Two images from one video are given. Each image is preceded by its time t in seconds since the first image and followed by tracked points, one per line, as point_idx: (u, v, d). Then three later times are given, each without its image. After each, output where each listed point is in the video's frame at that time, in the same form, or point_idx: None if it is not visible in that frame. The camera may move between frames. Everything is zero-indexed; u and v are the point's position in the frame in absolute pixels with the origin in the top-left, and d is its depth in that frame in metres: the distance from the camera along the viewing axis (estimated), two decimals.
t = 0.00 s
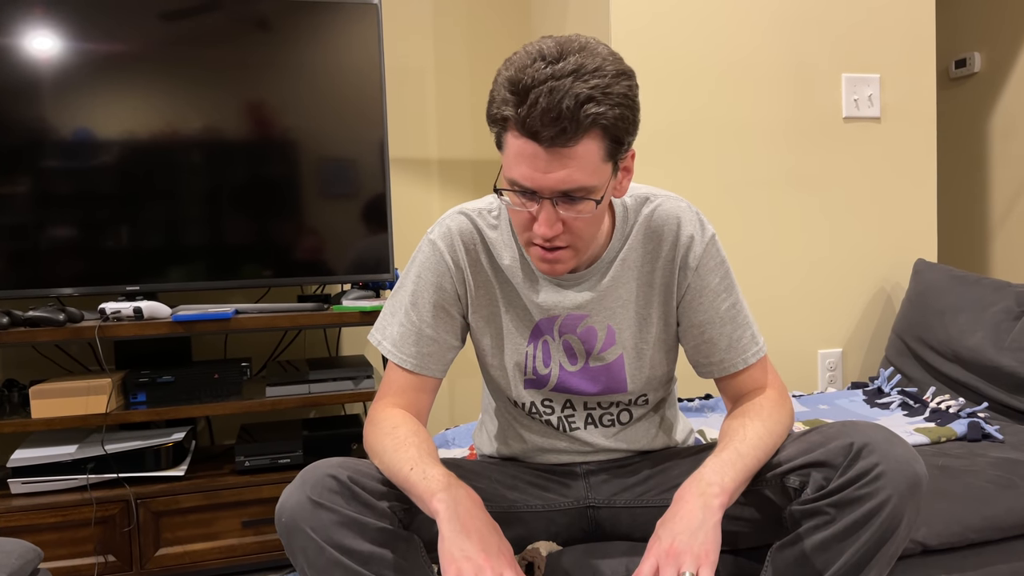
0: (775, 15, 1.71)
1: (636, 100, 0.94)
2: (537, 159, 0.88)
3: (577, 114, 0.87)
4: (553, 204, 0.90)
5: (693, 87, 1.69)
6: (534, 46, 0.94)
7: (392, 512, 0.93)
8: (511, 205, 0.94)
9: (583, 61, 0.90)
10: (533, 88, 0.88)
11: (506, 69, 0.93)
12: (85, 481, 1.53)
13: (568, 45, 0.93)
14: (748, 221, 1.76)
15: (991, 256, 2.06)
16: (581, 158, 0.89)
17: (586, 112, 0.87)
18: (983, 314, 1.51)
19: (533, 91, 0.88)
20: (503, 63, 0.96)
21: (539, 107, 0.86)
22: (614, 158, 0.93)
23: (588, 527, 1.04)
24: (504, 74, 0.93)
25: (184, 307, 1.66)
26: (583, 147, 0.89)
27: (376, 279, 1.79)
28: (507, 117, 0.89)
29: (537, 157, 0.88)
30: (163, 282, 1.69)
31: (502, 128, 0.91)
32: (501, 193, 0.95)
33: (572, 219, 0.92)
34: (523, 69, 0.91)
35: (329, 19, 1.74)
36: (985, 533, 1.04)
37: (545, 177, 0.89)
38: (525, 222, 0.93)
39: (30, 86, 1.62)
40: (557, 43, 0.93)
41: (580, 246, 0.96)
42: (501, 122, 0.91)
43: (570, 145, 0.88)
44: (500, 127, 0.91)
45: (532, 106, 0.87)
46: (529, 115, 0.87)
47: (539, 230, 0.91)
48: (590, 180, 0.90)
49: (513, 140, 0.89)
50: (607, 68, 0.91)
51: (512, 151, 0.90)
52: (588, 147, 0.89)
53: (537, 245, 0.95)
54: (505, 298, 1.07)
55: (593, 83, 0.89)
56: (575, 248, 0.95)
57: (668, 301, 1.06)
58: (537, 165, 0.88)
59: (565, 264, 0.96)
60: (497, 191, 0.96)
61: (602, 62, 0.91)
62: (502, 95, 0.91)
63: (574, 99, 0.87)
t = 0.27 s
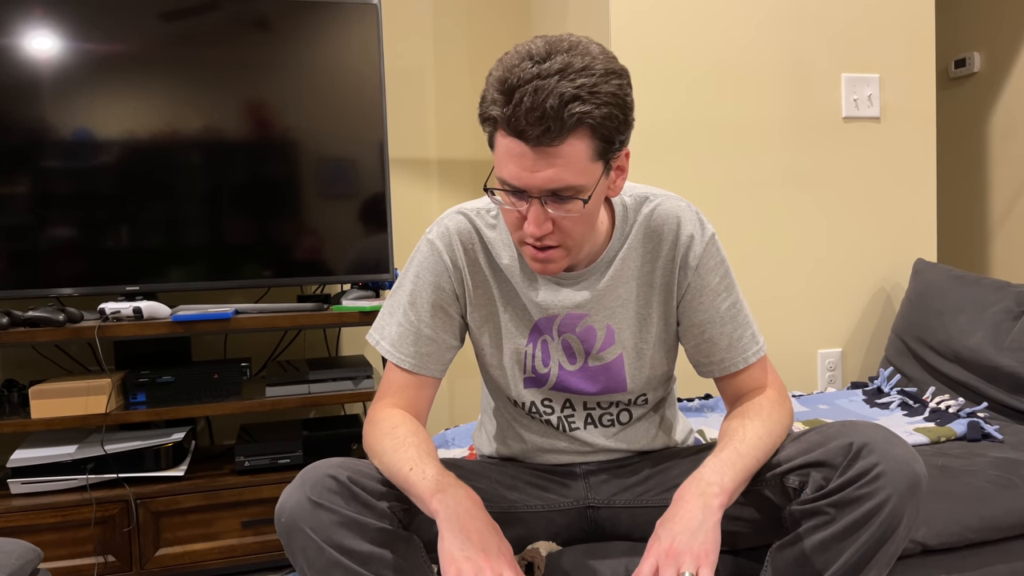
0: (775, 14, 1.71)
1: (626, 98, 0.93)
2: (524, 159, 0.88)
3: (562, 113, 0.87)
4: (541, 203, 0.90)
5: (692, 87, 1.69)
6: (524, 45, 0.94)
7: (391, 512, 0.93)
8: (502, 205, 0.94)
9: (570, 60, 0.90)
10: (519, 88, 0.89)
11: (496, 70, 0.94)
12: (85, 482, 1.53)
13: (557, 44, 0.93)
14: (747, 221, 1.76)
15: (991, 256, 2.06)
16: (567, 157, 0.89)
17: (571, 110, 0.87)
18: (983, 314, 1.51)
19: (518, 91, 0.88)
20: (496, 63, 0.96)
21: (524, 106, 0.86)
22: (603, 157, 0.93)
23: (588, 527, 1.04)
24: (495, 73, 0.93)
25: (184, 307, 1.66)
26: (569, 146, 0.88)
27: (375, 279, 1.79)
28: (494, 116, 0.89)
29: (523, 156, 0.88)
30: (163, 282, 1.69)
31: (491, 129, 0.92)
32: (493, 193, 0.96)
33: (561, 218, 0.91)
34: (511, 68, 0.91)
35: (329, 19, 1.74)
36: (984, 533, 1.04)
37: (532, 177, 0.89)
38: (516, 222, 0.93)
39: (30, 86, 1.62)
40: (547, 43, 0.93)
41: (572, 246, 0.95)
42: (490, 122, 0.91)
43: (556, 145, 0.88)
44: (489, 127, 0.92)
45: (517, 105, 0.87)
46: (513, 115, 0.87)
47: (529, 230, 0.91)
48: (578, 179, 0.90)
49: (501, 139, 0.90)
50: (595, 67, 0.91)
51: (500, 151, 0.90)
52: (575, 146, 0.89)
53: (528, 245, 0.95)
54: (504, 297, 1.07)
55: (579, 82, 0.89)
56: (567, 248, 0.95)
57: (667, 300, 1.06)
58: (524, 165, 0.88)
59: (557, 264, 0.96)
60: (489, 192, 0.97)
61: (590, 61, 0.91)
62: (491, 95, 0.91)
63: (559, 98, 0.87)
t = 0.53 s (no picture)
0: (774, 15, 1.71)
1: (620, 96, 0.93)
2: (520, 160, 0.88)
3: (557, 114, 0.87)
4: (539, 204, 0.90)
5: (692, 88, 1.69)
6: (517, 46, 0.94)
7: (391, 513, 0.93)
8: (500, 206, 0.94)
9: (564, 61, 0.90)
10: (514, 89, 0.89)
11: (489, 72, 0.94)
12: (84, 482, 1.53)
13: (551, 44, 0.93)
14: (747, 221, 1.76)
15: (990, 255, 2.06)
16: (564, 158, 0.89)
17: (567, 111, 0.87)
18: (983, 314, 1.51)
19: (513, 93, 0.88)
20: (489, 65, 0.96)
21: (519, 108, 0.87)
22: (599, 156, 0.93)
23: (588, 527, 1.04)
24: (488, 76, 0.93)
25: (183, 307, 1.66)
26: (565, 147, 0.88)
27: (375, 280, 1.79)
28: (490, 119, 0.89)
29: (520, 158, 0.88)
30: (162, 283, 1.69)
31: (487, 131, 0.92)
32: (490, 195, 0.96)
33: (559, 219, 0.91)
34: (505, 70, 0.91)
35: (328, 20, 1.74)
36: (984, 533, 1.04)
37: (529, 178, 0.89)
38: (514, 223, 0.93)
39: (29, 87, 1.62)
40: (540, 44, 0.93)
41: (571, 245, 0.95)
42: (486, 125, 0.91)
43: (552, 146, 0.88)
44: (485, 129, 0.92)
45: (512, 107, 0.87)
46: (509, 117, 0.87)
47: (527, 231, 0.91)
48: (575, 179, 0.90)
49: (497, 142, 0.90)
50: (589, 66, 0.91)
51: (497, 153, 0.90)
52: (571, 147, 0.89)
53: (527, 246, 0.94)
54: (503, 297, 1.07)
55: (574, 82, 0.89)
56: (566, 248, 0.95)
57: (667, 300, 1.06)
58: (521, 166, 0.88)
59: (556, 264, 0.96)
60: (486, 194, 0.97)
61: (584, 60, 0.91)
62: (486, 98, 0.91)
63: (554, 99, 0.87)
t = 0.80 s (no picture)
0: (776, 13, 1.71)
1: (622, 91, 0.93)
2: (527, 158, 0.88)
3: (563, 110, 0.86)
4: (546, 202, 0.90)
5: (693, 86, 1.68)
6: (518, 44, 0.94)
7: (391, 510, 0.93)
8: (505, 204, 0.94)
9: (566, 57, 0.90)
10: (518, 87, 0.88)
11: (491, 70, 0.93)
12: (84, 479, 1.53)
13: (552, 41, 0.92)
14: (748, 220, 1.76)
15: (991, 255, 2.05)
16: (571, 154, 0.88)
17: (572, 107, 0.87)
18: (983, 313, 1.51)
19: (518, 90, 0.88)
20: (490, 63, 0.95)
21: (525, 105, 0.86)
22: (604, 152, 0.93)
23: (588, 526, 1.04)
24: (491, 74, 0.93)
25: (183, 304, 1.65)
26: (571, 143, 0.88)
27: (375, 278, 1.78)
28: (495, 117, 0.89)
29: (526, 156, 0.88)
30: (162, 280, 1.69)
31: (491, 129, 0.91)
32: (494, 193, 0.95)
33: (566, 215, 0.91)
34: (507, 68, 0.91)
35: (329, 17, 1.74)
36: (984, 532, 1.04)
37: (536, 176, 0.88)
38: (519, 221, 0.93)
39: (29, 84, 1.61)
40: (541, 41, 0.93)
41: (577, 241, 0.95)
42: (489, 123, 0.91)
43: (558, 142, 0.87)
44: (489, 128, 0.91)
45: (517, 105, 0.87)
46: (515, 115, 0.86)
47: (534, 228, 0.91)
48: (581, 175, 0.90)
49: (502, 141, 0.89)
50: (591, 62, 0.91)
51: (502, 151, 0.90)
52: (577, 143, 0.89)
53: (533, 243, 0.95)
54: (503, 295, 1.07)
55: (578, 78, 0.89)
56: (572, 244, 0.95)
57: (668, 299, 1.06)
58: (527, 164, 0.88)
59: (562, 259, 0.96)
60: (490, 192, 0.97)
61: (586, 56, 0.91)
62: (489, 96, 0.91)
63: (560, 95, 0.87)
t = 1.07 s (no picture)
0: (777, 13, 1.71)
1: (624, 88, 0.93)
2: (529, 155, 0.88)
3: (565, 107, 0.86)
4: (548, 199, 0.90)
5: (693, 86, 1.68)
6: (519, 42, 0.94)
7: (391, 508, 0.93)
8: (507, 202, 0.94)
9: (568, 54, 0.90)
10: (521, 84, 0.88)
11: (493, 68, 0.93)
12: (84, 477, 1.53)
13: (553, 38, 0.92)
14: (748, 220, 1.75)
15: (991, 255, 2.06)
16: (574, 150, 0.88)
17: (575, 104, 0.87)
18: (984, 313, 1.51)
19: (520, 88, 0.88)
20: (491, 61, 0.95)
21: (527, 102, 0.86)
22: (606, 148, 0.93)
23: (588, 525, 1.04)
24: (492, 72, 0.93)
25: (183, 303, 1.65)
26: (574, 139, 0.88)
27: (375, 276, 1.78)
28: (497, 115, 0.89)
29: (529, 153, 0.88)
30: (162, 278, 1.69)
31: (493, 127, 0.91)
32: (495, 191, 0.95)
33: (568, 212, 0.91)
34: (509, 66, 0.91)
35: (330, 16, 1.74)
36: (984, 532, 1.04)
37: (538, 173, 0.88)
38: (521, 219, 0.93)
39: (29, 82, 1.61)
40: (542, 38, 0.92)
41: (579, 238, 0.95)
42: (491, 121, 0.91)
43: (561, 139, 0.87)
44: (491, 125, 0.91)
45: (520, 102, 0.87)
46: (517, 112, 0.86)
47: (537, 226, 0.91)
48: (584, 173, 0.90)
49: (504, 139, 0.89)
50: (593, 59, 0.91)
51: (504, 149, 0.90)
52: (579, 139, 0.88)
53: (535, 241, 0.94)
54: (503, 294, 1.07)
55: (580, 75, 0.89)
56: (575, 241, 0.95)
57: (668, 298, 1.06)
58: (530, 161, 0.88)
59: (564, 257, 0.96)
60: (492, 190, 0.96)
61: (587, 53, 0.91)
62: (491, 94, 0.91)
63: (562, 92, 0.87)
